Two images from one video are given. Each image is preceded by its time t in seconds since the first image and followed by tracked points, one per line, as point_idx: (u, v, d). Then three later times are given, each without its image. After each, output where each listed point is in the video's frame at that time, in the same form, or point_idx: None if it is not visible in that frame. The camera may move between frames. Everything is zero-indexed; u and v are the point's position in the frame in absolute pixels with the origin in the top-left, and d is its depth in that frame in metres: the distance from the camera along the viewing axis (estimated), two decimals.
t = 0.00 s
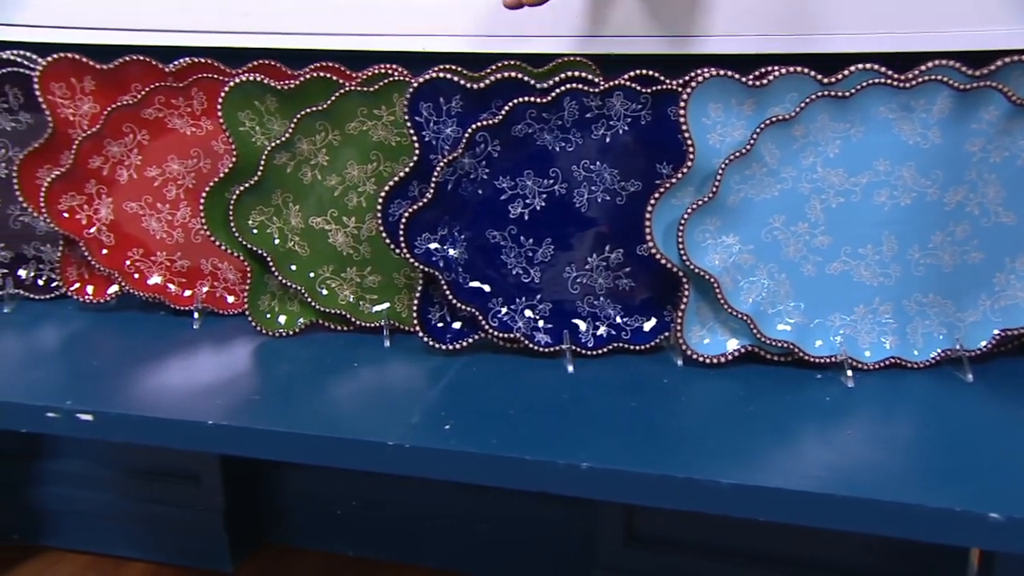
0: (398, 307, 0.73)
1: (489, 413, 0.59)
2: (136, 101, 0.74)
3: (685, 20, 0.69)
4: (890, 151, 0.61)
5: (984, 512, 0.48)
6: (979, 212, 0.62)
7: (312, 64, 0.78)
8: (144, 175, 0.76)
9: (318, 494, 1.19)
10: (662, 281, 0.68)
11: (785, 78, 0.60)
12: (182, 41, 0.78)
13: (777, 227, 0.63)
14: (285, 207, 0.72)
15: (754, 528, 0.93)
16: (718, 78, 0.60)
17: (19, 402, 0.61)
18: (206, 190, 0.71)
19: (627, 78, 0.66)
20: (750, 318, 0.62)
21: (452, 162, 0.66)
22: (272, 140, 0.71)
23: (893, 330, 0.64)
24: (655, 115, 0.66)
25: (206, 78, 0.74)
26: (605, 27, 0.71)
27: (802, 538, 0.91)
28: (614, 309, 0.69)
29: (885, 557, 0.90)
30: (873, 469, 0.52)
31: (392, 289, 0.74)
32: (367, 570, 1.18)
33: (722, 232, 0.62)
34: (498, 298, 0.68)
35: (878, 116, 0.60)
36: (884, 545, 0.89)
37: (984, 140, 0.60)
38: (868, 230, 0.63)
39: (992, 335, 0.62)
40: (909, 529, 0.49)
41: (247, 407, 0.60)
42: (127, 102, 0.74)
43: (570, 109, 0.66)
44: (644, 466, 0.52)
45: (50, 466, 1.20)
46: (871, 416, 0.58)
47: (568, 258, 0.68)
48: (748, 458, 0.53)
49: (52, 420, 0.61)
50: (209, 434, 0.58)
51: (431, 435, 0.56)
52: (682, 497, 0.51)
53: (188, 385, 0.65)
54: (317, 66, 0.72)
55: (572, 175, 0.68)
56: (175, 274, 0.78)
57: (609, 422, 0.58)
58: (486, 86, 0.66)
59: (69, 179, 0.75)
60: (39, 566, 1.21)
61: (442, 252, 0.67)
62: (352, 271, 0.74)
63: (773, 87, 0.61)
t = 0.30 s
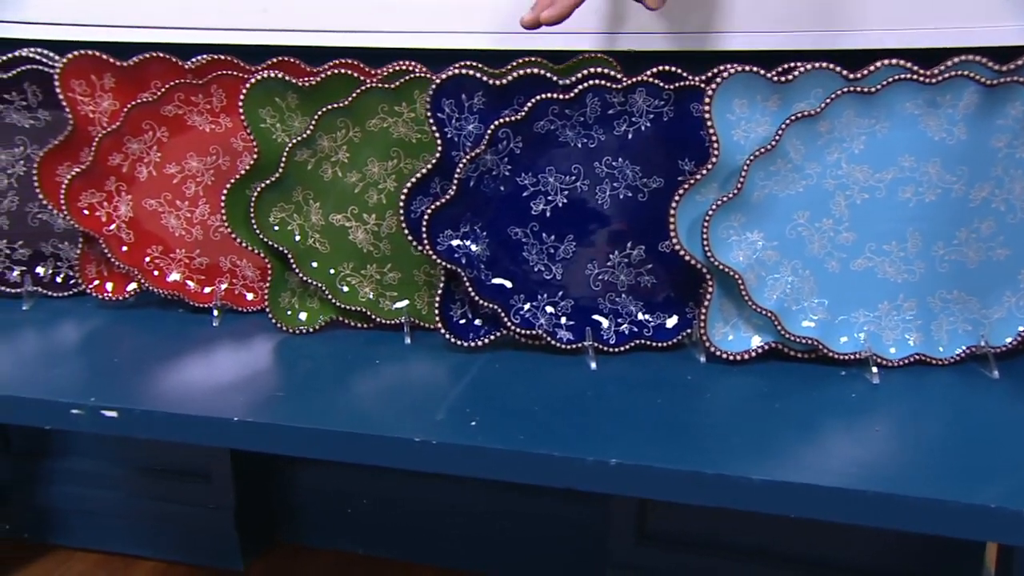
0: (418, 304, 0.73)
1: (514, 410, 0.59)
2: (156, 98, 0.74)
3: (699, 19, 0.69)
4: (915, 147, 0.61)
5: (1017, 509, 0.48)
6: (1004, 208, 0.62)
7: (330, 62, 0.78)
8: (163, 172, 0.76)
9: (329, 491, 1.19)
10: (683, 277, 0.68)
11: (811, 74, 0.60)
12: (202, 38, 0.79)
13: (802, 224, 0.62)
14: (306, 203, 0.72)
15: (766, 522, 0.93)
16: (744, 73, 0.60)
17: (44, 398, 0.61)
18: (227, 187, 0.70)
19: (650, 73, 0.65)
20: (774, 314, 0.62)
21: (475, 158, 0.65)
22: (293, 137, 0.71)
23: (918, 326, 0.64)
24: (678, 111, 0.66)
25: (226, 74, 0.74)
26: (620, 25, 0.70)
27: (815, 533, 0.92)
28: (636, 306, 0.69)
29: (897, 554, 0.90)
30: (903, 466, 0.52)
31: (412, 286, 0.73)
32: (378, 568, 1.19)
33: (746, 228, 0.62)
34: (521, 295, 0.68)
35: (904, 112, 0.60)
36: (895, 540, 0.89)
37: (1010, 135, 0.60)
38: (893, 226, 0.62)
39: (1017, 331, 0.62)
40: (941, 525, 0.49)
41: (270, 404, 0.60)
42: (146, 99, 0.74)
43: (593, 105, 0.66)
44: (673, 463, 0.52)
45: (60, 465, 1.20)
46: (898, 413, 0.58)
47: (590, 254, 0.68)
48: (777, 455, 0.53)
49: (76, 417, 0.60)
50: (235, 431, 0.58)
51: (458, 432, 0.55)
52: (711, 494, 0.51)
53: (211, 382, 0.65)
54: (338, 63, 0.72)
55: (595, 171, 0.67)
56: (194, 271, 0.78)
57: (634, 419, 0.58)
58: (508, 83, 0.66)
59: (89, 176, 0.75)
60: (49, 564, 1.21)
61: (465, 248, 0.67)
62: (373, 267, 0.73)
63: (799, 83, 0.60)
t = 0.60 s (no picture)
0: (444, 300, 0.73)
1: (547, 406, 0.59)
2: (181, 94, 0.74)
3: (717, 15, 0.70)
4: (948, 142, 0.61)
5: None
6: None
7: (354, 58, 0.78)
8: (188, 168, 0.76)
9: (341, 491, 1.18)
10: (712, 273, 0.68)
11: (844, 68, 0.60)
12: (224, 35, 0.79)
13: (833, 219, 0.62)
14: (332, 199, 0.72)
15: (785, 520, 0.92)
16: (776, 68, 0.59)
17: (75, 394, 0.61)
18: (253, 183, 0.70)
19: (679, 68, 0.65)
20: (806, 310, 0.62)
21: (504, 154, 0.65)
22: (320, 133, 0.70)
23: (950, 322, 0.63)
24: (707, 106, 0.66)
25: (252, 71, 0.74)
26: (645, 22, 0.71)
27: (834, 531, 0.91)
28: (664, 301, 0.68)
29: (919, 553, 0.90)
30: (941, 460, 0.52)
31: (438, 282, 0.73)
32: (393, 566, 1.18)
33: (778, 223, 0.62)
34: (549, 290, 0.68)
35: (937, 106, 0.60)
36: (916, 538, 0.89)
37: None
38: (925, 221, 0.62)
39: None
40: (983, 520, 0.48)
41: (301, 400, 0.60)
42: (171, 95, 0.74)
43: (622, 100, 0.66)
44: (711, 458, 0.52)
45: (74, 464, 1.20)
46: (933, 408, 0.58)
47: (618, 250, 0.68)
48: (814, 449, 0.53)
49: (107, 412, 0.60)
50: (267, 426, 0.57)
51: (492, 427, 0.55)
52: (750, 489, 0.51)
53: (240, 377, 0.65)
54: (364, 59, 0.72)
55: (623, 167, 0.67)
56: (218, 268, 0.78)
57: (668, 415, 0.58)
58: (537, 78, 0.66)
59: (114, 172, 0.75)
60: (63, 562, 1.21)
61: (493, 244, 0.66)
62: (399, 263, 0.73)
63: (832, 77, 0.60)
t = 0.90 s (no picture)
0: (475, 298, 0.73)
1: (587, 403, 0.59)
2: (213, 92, 0.74)
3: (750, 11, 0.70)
4: (988, 138, 0.60)
5: None
6: None
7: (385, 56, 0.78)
8: (218, 166, 0.76)
9: (358, 489, 1.18)
10: (747, 270, 0.68)
11: (883, 64, 0.59)
12: (256, 33, 0.79)
13: (871, 216, 0.62)
14: (365, 197, 0.72)
15: (809, 514, 0.92)
16: (815, 64, 0.59)
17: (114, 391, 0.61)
18: (287, 181, 0.70)
19: (714, 65, 0.65)
20: (844, 307, 0.62)
21: (540, 151, 0.65)
22: (353, 130, 0.70)
23: (988, 319, 0.63)
24: (742, 103, 0.66)
25: (283, 69, 0.74)
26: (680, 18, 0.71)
27: (859, 531, 0.91)
28: (698, 299, 0.68)
29: (945, 553, 0.90)
30: (987, 457, 0.52)
31: (469, 280, 0.73)
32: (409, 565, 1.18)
33: (816, 220, 0.62)
34: (583, 288, 0.67)
35: (977, 102, 0.60)
36: (941, 534, 0.89)
37: None
38: (964, 218, 0.62)
39: None
40: None
41: (340, 397, 0.60)
42: (203, 93, 0.74)
43: (657, 97, 0.66)
44: (756, 454, 0.51)
45: (93, 462, 1.21)
46: (974, 405, 0.57)
47: (653, 248, 0.68)
48: (858, 446, 0.53)
49: (146, 409, 0.60)
50: (306, 423, 0.57)
51: (534, 424, 0.55)
52: (795, 486, 0.51)
53: (275, 375, 0.65)
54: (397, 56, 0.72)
55: (658, 164, 0.67)
56: (248, 266, 0.78)
57: (708, 412, 0.58)
58: (572, 75, 0.66)
59: (146, 170, 0.75)
60: (80, 561, 1.22)
61: (528, 241, 0.66)
62: (430, 261, 0.73)
63: (871, 73, 0.60)
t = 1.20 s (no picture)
0: (510, 297, 0.73)
1: (630, 402, 0.59)
2: (248, 92, 0.75)
3: (787, 10, 0.70)
4: None
5: None
6: None
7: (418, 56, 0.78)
8: (253, 166, 0.76)
9: (377, 488, 1.18)
10: (784, 269, 0.68)
11: (926, 63, 0.59)
12: (290, 32, 0.80)
13: (912, 215, 0.62)
14: (401, 196, 0.72)
15: (836, 514, 0.92)
16: (858, 63, 0.59)
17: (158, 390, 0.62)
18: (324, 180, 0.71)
19: (753, 64, 0.65)
20: (885, 306, 0.62)
21: (578, 150, 0.65)
22: (390, 130, 0.71)
23: None
24: (781, 102, 0.66)
25: (319, 68, 0.74)
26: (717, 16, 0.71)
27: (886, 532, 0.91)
28: (735, 298, 0.68)
29: (972, 554, 0.90)
30: None
31: (504, 280, 0.73)
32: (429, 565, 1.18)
33: (857, 219, 0.62)
34: (621, 287, 0.67)
35: (1021, 101, 0.59)
36: (969, 535, 0.88)
37: None
38: (1007, 217, 0.62)
39: None
40: None
41: (381, 396, 0.60)
42: (239, 93, 0.74)
43: (695, 96, 0.66)
44: (804, 453, 0.51)
45: (114, 462, 1.21)
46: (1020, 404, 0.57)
47: (690, 247, 0.68)
48: (906, 445, 0.53)
49: (189, 408, 0.61)
50: (348, 422, 0.58)
51: (579, 423, 0.55)
52: (844, 485, 0.51)
53: (313, 374, 0.65)
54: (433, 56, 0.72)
55: (695, 163, 0.67)
56: (282, 265, 0.78)
57: (752, 411, 0.58)
58: (610, 74, 0.66)
59: (182, 169, 0.76)
60: (101, 560, 1.22)
61: (566, 240, 0.66)
62: (465, 261, 0.73)
63: (914, 72, 0.60)
